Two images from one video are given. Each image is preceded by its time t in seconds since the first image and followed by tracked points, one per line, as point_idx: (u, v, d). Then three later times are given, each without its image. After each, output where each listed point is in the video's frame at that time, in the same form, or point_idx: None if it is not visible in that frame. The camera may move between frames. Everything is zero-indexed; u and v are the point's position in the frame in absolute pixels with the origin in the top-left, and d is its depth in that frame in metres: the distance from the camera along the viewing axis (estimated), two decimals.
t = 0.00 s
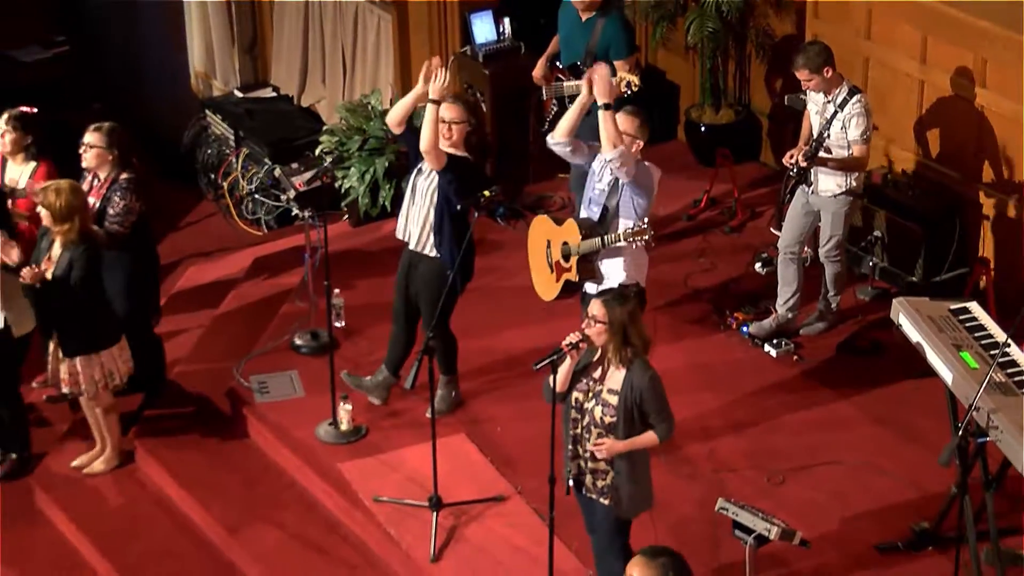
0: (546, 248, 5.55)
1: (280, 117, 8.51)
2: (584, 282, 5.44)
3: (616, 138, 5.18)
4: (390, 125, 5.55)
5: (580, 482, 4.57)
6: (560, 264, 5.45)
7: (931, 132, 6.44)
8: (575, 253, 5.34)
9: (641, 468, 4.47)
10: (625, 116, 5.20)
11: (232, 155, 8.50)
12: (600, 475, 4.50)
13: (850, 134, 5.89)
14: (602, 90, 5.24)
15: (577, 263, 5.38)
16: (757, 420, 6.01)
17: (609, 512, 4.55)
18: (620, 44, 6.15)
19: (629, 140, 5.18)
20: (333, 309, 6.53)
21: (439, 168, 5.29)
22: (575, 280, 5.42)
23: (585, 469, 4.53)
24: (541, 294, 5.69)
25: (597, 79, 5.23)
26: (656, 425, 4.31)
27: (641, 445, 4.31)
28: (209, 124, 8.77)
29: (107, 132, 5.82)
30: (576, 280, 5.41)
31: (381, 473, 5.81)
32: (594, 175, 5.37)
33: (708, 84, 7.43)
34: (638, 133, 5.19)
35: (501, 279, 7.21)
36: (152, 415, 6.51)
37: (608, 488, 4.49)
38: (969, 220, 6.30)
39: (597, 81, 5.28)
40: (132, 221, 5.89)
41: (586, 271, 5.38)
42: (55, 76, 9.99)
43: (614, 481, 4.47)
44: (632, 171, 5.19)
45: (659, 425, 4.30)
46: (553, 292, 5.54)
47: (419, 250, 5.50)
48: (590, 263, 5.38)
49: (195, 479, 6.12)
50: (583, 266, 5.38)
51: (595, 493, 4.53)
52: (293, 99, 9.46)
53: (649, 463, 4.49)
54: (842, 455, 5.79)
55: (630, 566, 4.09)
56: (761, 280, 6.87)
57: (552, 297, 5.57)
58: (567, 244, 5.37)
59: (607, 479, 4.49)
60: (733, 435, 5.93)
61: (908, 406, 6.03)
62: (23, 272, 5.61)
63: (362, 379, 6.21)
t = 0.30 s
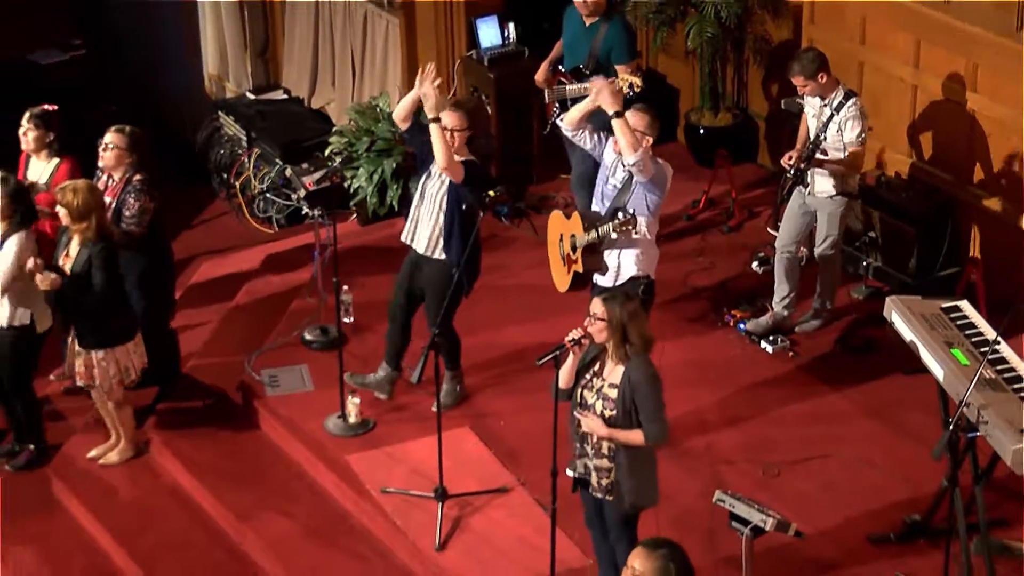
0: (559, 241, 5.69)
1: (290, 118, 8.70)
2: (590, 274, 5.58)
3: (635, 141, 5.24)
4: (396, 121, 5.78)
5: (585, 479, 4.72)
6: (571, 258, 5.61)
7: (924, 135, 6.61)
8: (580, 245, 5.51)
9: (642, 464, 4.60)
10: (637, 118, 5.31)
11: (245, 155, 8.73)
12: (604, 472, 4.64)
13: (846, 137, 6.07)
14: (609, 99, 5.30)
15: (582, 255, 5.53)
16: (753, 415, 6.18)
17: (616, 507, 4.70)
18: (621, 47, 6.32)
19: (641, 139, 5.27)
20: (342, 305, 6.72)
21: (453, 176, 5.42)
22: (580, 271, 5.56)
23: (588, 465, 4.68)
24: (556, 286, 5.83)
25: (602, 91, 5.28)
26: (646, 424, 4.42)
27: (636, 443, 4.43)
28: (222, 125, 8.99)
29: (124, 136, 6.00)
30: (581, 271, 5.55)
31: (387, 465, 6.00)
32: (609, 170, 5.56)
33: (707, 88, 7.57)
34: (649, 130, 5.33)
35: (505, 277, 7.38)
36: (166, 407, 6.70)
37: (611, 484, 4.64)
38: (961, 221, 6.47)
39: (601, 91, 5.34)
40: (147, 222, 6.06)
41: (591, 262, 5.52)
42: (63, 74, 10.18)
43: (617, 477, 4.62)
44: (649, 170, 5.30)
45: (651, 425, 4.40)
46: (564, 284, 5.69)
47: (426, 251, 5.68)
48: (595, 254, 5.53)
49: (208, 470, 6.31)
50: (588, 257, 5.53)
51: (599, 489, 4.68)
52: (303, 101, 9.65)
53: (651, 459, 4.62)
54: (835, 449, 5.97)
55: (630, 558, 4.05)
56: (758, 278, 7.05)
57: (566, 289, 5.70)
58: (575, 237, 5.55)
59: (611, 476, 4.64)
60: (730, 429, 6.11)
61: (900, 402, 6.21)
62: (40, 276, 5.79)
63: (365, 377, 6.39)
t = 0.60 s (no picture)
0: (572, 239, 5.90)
1: (301, 123, 8.86)
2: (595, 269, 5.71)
3: (640, 137, 5.41)
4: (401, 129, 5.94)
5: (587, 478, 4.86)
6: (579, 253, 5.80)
7: (919, 139, 6.76)
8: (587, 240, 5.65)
9: (643, 462, 4.73)
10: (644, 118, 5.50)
11: (256, 158, 8.85)
12: (604, 470, 4.79)
13: (843, 142, 6.21)
14: (619, 96, 5.48)
15: (589, 250, 5.66)
16: (751, 412, 6.34)
17: (620, 506, 4.83)
18: (623, 53, 6.48)
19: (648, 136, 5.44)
20: (350, 304, 6.89)
21: (454, 172, 5.61)
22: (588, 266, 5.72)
23: (589, 464, 4.82)
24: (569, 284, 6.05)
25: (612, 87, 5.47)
26: (649, 423, 4.58)
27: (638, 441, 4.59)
28: (233, 129, 9.09)
29: (144, 140, 6.21)
30: (588, 266, 5.71)
31: (394, 460, 6.16)
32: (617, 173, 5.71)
33: (707, 94, 7.66)
34: (658, 132, 5.51)
35: (509, 276, 7.54)
36: (179, 403, 6.87)
37: (613, 482, 4.78)
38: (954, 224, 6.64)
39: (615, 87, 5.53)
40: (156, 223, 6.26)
41: (596, 257, 5.64)
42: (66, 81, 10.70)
43: (617, 475, 4.76)
44: (653, 168, 5.46)
45: (653, 422, 4.56)
46: (575, 280, 5.93)
47: (433, 252, 5.82)
48: (602, 250, 5.64)
49: (220, 464, 6.48)
50: (594, 253, 5.65)
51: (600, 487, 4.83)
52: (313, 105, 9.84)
53: (652, 457, 4.74)
54: (830, 445, 6.12)
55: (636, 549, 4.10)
56: (756, 279, 7.21)
57: (577, 285, 5.93)
58: (583, 231, 5.74)
59: (611, 474, 4.78)
60: (728, 425, 6.27)
61: (895, 400, 6.37)
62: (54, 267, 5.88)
63: (373, 373, 6.54)
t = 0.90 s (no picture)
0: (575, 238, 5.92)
1: (311, 124, 9.02)
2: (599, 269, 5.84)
3: (647, 141, 5.61)
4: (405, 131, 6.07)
5: (588, 469, 5.03)
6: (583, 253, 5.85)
7: (913, 141, 6.93)
8: (592, 239, 5.72)
9: (644, 453, 4.90)
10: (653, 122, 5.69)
11: (266, 158, 9.02)
12: (606, 461, 4.96)
13: (840, 145, 6.37)
14: (635, 99, 5.61)
15: (594, 250, 5.76)
16: (748, 407, 6.51)
17: (621, 496, 5.00)
18: (625, 58, 6.66)
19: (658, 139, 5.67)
20: (358, 301, 7.07)
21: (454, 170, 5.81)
22: (591, 266, 5.80)
23: (591, 455, 4.99)
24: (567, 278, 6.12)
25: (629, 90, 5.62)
26: (653, 416, 4.75)
27: (642, 433, 4.75)
28: (244, 130, 9.27)
29: (155, 139, 6.34)
30: (591, 265, 5.80)
31: (401, 454, 6.33)
32: (623, 175, 5.92)
33: (707, 97, 7.91)
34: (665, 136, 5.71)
35: (513, 274, 7.72)
36: (192, 397, 7.05)
37: (614, 473, 4.95)
38: (946, 225, 6.81)
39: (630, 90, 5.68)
40: (167, 218, 6.41)
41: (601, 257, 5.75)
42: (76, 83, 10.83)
43: (618, 466, 4.92)
44: (659, 171, 5.66)
45: (655, 415, 4.73)
46: (578, 279, 5.94)
47: (439, 249, 6.01)
48: (606, 250, 5.75)
49: (232, 456, 6.65)
50: (599, 253, 5.76)
51: (601, 477, 5.00)
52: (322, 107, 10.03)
53: (651, 449, 4.91)
54: (825, 440, 6.29)
55: (638, 542, 4.27)
56: (753, 277, 7.38)
57: (580, 284, 5.97)
58: (588, 233, 5.78)
59: (612, 464, 4.95)
60: (726, 420, 6.44)
61: (889, 396, 6.53)
62: (78, 264, 6.07)
63: (383, 366, 6.73)
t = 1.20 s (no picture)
0: (574, 234, 6.10)
1: (321, 123, 9.23)
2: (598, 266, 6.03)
3: (653, 143, 5.77)
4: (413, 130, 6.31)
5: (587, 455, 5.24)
6: (582, 250, 6.03)
7: (906, 141, 7.13)
8: (592, 239, 5.93)
9: (640, 439, 5.10)
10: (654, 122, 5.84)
11: (277, 156, 9.20)
12: (603, 447, 5.17)
13: (834, 146, 6.59)
14: (635, 102, 5.80)
15: (594, 250, 5.97)
16: (743, 398, 6.72)
17: (617, 481, 5.21)
18: (626, 61, 6.86)
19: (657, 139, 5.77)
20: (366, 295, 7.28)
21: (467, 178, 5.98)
22: (591, 264, 5.99)
23: (590, 442, 5.20)
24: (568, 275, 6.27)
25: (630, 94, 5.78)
26: (652, 404, 4.97)
27: (643, 420, 4.96)
28: (256, 129, 9.48)
29: (163, 134, 6.59)
30: (592, 263, 5.99)
31: (408, 443, 6.55)
32: (622, 174, 6.10)
33: (704, 97, 8.16)
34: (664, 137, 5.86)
35: (516, 269, 7.92)
36: (204, 387, 7.27)
37: (611, 458, 5.16)
38: (936, 222, 7.04)
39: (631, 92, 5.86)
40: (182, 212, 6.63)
41: (602, 257, 5.97)
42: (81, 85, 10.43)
43: (616, 453, 5.13)
44: (662, 172, 5.84)
45: (655, 402, 4.95)
46: (575, 273, 6.12)
47: (447, 248, 6.22)
48: (605, 250, 5.97)
49: (244, 444, 6.87)
50: (599, 253, 5.98)
51: (599, 463, 5.21)
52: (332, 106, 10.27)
53: (647, 436, 5.11)
54: (818, 430, 6.50)
55: (636, 529, 4.48)
56: (749, 273, 7.59)
57: (575, 279, 6.11)
58: (588, 232, 5.98)
59: (609, 451, 5.16)
60: (721, 411, 6.65)
61: (880, 388, 6.74)
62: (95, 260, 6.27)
63: (387, 361, 6.92)
